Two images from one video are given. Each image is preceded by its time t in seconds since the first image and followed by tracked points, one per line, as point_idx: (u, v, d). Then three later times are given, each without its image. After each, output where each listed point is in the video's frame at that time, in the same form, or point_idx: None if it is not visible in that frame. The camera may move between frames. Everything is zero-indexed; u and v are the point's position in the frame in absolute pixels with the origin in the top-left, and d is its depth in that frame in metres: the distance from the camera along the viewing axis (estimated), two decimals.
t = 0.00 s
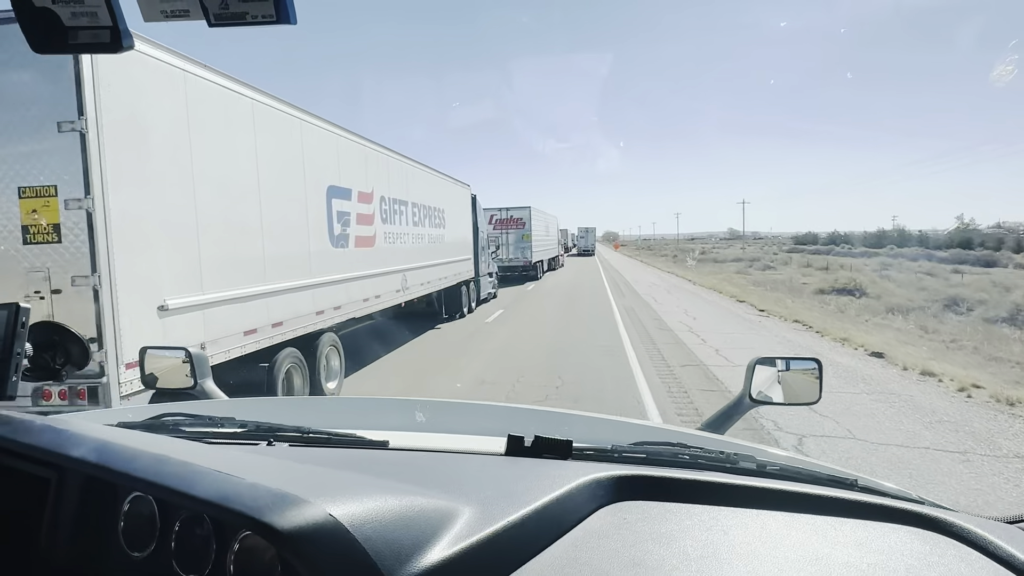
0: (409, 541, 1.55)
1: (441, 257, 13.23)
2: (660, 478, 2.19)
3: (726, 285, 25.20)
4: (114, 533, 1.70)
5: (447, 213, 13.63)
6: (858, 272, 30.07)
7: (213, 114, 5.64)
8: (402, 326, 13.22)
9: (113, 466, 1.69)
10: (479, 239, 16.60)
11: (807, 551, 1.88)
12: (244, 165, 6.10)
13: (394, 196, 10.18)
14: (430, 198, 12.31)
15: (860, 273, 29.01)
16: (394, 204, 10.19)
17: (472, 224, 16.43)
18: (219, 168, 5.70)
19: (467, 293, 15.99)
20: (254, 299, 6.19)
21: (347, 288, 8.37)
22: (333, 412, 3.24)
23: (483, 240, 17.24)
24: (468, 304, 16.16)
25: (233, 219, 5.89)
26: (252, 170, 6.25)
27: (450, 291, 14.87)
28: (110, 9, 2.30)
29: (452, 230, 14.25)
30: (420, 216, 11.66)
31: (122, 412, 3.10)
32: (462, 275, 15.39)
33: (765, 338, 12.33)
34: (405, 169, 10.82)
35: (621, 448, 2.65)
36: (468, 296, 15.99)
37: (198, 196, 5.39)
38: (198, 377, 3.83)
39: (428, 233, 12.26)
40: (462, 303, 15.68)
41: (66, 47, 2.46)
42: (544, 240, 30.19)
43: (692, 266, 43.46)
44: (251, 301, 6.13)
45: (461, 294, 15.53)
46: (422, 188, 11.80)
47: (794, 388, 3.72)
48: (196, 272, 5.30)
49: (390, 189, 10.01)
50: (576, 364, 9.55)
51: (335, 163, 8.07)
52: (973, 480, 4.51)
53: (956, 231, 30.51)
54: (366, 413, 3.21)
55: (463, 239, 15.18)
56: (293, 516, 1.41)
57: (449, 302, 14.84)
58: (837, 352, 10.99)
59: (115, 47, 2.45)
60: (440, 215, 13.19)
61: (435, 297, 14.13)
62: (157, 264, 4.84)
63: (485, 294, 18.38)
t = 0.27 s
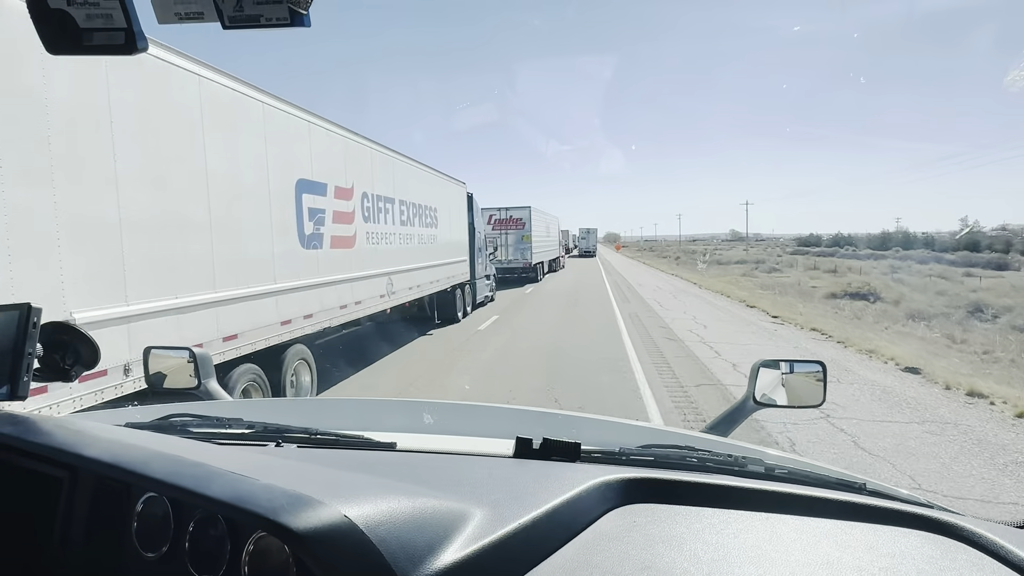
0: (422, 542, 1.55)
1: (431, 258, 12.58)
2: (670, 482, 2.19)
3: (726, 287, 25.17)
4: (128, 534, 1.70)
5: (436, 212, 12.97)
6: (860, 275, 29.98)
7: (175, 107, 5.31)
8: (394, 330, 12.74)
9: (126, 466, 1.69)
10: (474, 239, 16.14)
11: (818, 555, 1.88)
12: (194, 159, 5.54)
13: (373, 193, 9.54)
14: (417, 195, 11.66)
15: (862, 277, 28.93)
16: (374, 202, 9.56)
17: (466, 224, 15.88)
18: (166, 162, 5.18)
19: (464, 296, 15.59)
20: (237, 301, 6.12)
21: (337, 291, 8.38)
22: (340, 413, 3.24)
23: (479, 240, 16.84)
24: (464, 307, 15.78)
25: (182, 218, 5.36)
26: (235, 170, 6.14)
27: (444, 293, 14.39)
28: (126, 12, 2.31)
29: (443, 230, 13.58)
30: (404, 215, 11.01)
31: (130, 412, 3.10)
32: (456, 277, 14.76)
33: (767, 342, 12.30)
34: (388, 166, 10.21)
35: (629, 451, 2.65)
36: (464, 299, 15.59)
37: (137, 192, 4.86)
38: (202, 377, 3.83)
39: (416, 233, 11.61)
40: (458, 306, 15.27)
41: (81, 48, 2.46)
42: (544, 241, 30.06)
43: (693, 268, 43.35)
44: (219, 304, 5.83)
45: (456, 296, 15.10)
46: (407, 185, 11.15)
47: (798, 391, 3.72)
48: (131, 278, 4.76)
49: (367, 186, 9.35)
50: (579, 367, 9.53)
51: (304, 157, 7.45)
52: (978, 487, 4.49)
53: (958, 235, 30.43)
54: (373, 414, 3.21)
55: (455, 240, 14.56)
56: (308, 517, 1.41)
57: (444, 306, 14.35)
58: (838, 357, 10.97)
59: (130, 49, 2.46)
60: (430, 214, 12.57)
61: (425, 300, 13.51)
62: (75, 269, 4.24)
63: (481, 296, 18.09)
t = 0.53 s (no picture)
0: (427, 540, 1.55)
1: (421, 259, 11.98)
2: (675, 481, 2.19)
3: (727, 288, 25.13)
4: (132, 531, 1.70)
5: (427, 210, 12.35)
6: (861, 277, 29.87)
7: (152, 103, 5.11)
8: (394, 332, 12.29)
9: (130, 463, 1.69)
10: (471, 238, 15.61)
11: (823, 554, 1.87)
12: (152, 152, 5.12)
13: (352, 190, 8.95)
14: (404, 192, 11.06)
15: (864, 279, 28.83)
16: (355, 198, 8.97)
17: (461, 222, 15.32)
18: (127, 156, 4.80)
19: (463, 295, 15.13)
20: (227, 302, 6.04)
21: (331, 291, 8.25)
22: (342, 412, 3.23)
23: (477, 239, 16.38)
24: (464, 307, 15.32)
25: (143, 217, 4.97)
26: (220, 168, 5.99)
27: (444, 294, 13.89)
28: (130, 8, 2.30)
29: (434, 229, 12.91)
30: (390, 213, 10.42)
31: (133, 411, 3.10)
32: (450, 279, 14.16)
33: (769, 343, 12.26)
34: (371, 160, 9.60)
35: (633, 450, 2.64)
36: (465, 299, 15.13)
37: (88, 185, 4.45)
38: (204, 375, 3.82)
39: (403, 231, 11.00)
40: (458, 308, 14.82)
41: (86, 45, 2.46)
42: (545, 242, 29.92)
43: (696, 270, 43.23)
44: (200, 307, 5.62)
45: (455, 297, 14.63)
46: (392, 182, 10.55)
47: (801, 391, 3.71)
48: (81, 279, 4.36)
49: (347, 181, 8.75)
50: (580, 366, 9.51)
51: (271, 150, 6.87)
52: (981, 487, 4.48)
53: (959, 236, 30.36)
54: (375, 413, 3.21)
55: (449, 239, 13.92)
56: (313, 514, 1.40)
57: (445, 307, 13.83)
58: (840, 357, 10.94)
59: (135, 46, 2.46)
60: (420, 212, 11.96)
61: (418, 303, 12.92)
62: None
63: (480, 297, 17.68)
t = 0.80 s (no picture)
0: (435, 541, 1.55)
1: (416, 260, 11.25)
2: (682, 483, 2.18)
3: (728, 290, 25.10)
4: (140, 531, 1.70)
5: (423, 208, 11.64)
6: (864, 279, 29.76)
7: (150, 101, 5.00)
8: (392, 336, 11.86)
9: (139, 464, 1.69)
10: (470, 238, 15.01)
11: (831, 557, 1.87)
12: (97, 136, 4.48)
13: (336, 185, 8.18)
14: (397, 189, 10.30)
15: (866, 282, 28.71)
16: (339, 194, 8.22)
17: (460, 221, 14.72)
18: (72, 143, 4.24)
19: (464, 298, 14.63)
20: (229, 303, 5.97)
21: (332, 292, 8.09)
22: (347, 413, 3.24)
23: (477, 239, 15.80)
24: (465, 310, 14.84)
25: (100, 212, 4.46)
26: (214, 165, 5.77)
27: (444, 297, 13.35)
28: (139, 9, 2.31)
29: (431, 228, 12.18)
30: (381, 211, 9.67)
31: (138, 411, 3.10)
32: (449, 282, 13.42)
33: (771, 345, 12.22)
34: (359, 152, 8.85)
35: (639, 451, 2.64)
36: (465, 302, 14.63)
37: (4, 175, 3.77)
38: (208, 376, 3.84)
39: (394, 231, 10.23)
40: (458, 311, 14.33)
41: (95, 47, 2.47)
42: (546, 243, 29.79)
43: (698, 271, 43.07)
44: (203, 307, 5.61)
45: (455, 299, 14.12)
46: (383, 178, 9.79)
47: (804, 393, 3.71)
48: (30, 279, 3.91)
49: (329, 176, 7.99)
50: (582, 368, 9.50)
51: (234, 137, 6.07)
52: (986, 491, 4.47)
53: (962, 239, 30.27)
54: (380, 414, 3.21)
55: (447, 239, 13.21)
56: (323, 515, 1.41)
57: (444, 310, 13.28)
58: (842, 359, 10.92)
59: (144, 48, 2.46)
60: (415, 210, 11.21)
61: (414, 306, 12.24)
62: None
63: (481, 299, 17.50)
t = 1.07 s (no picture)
0: (433, 541, 1.56)
1: (402, 262, 10.75)
2: (681, 483, 2.19)
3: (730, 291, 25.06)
4: (141, 532, 1.71)
5: (410, 207, 11.13)
6: (865, 280, 29.68)
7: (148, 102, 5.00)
8: (390, 337, 11.72)
9: (140, 464, 1.71)
10: (466, 238, 14.62)
11: (829, 557, 1.87)
12: (16, 122, 4.01)
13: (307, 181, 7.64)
14: (378, 187, 9.77)
15: (868, 282, 28.64)
16: (312, 191, 7.70)
17: (456, 220, 14.31)
18: None
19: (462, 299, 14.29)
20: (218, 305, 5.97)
21: (321, 294, 8.02)
22: (347, 414, 3.25)
23: (474, 238, 15.42)
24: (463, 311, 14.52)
25: None
26: (156, 155, 5.23)
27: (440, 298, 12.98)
28: (140, 13, 2.32)
29: (418, 229, 11.67)
30: (360, 210, 9.15)
31: (141, 412, 3.12)
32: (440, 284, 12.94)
33: (772, 345, 12.19)
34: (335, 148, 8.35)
35: (638, 452, 2.65)
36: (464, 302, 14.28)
37: None
38: (209, 377, 3.82)
39: (376, 231, 9.71)
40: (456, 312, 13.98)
41: (96, 50, 2.48)
42: (547, 243, 29.73)
43: (700, 272, 42.99)
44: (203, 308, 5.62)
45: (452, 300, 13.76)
46: (364, 175, 9.28)
47: (805, 394, 3.71)
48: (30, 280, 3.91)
49: (300, 171, 7.47)
50: (583, 370, 9.50)
51: (184, 126, 5.54)
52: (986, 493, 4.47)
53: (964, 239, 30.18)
54: (381, 415, 3.22)
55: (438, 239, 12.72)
56: (321, 515, 1.42)
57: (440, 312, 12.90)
58: (844, 360, 10.91)
59: (145, 51, 2.47)
60: (401, 209, 10.69)
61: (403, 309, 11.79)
62: None
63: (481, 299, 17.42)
